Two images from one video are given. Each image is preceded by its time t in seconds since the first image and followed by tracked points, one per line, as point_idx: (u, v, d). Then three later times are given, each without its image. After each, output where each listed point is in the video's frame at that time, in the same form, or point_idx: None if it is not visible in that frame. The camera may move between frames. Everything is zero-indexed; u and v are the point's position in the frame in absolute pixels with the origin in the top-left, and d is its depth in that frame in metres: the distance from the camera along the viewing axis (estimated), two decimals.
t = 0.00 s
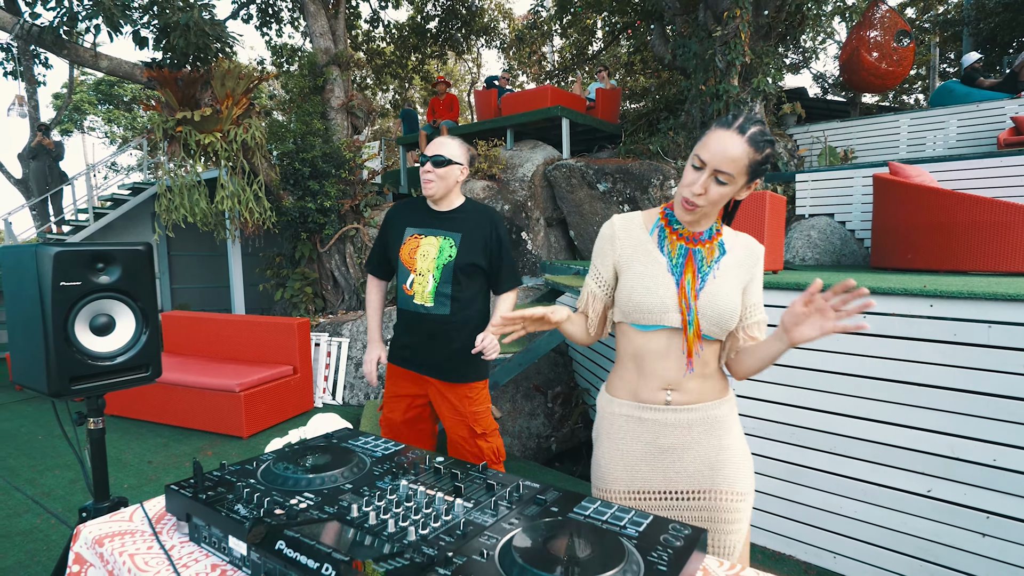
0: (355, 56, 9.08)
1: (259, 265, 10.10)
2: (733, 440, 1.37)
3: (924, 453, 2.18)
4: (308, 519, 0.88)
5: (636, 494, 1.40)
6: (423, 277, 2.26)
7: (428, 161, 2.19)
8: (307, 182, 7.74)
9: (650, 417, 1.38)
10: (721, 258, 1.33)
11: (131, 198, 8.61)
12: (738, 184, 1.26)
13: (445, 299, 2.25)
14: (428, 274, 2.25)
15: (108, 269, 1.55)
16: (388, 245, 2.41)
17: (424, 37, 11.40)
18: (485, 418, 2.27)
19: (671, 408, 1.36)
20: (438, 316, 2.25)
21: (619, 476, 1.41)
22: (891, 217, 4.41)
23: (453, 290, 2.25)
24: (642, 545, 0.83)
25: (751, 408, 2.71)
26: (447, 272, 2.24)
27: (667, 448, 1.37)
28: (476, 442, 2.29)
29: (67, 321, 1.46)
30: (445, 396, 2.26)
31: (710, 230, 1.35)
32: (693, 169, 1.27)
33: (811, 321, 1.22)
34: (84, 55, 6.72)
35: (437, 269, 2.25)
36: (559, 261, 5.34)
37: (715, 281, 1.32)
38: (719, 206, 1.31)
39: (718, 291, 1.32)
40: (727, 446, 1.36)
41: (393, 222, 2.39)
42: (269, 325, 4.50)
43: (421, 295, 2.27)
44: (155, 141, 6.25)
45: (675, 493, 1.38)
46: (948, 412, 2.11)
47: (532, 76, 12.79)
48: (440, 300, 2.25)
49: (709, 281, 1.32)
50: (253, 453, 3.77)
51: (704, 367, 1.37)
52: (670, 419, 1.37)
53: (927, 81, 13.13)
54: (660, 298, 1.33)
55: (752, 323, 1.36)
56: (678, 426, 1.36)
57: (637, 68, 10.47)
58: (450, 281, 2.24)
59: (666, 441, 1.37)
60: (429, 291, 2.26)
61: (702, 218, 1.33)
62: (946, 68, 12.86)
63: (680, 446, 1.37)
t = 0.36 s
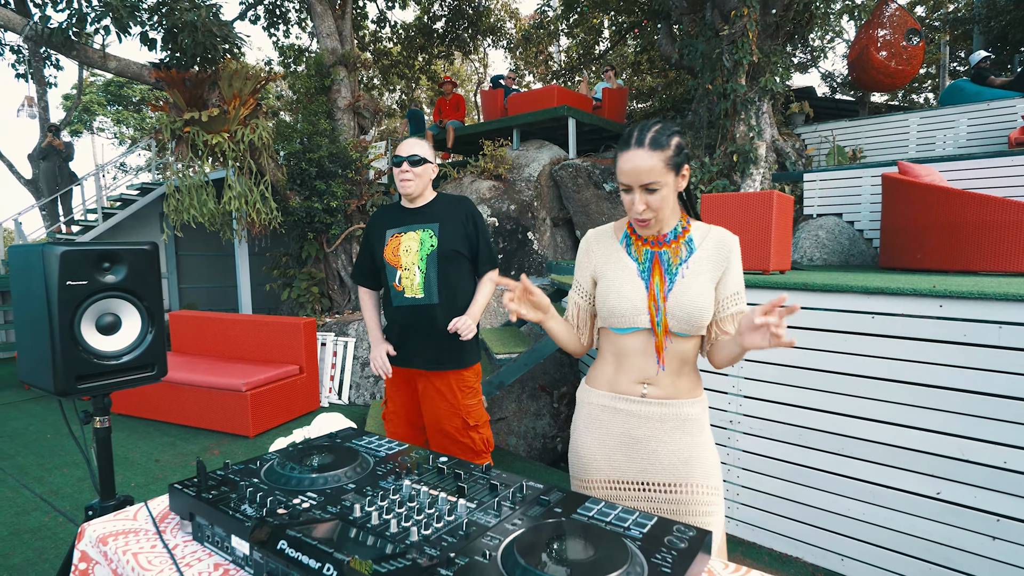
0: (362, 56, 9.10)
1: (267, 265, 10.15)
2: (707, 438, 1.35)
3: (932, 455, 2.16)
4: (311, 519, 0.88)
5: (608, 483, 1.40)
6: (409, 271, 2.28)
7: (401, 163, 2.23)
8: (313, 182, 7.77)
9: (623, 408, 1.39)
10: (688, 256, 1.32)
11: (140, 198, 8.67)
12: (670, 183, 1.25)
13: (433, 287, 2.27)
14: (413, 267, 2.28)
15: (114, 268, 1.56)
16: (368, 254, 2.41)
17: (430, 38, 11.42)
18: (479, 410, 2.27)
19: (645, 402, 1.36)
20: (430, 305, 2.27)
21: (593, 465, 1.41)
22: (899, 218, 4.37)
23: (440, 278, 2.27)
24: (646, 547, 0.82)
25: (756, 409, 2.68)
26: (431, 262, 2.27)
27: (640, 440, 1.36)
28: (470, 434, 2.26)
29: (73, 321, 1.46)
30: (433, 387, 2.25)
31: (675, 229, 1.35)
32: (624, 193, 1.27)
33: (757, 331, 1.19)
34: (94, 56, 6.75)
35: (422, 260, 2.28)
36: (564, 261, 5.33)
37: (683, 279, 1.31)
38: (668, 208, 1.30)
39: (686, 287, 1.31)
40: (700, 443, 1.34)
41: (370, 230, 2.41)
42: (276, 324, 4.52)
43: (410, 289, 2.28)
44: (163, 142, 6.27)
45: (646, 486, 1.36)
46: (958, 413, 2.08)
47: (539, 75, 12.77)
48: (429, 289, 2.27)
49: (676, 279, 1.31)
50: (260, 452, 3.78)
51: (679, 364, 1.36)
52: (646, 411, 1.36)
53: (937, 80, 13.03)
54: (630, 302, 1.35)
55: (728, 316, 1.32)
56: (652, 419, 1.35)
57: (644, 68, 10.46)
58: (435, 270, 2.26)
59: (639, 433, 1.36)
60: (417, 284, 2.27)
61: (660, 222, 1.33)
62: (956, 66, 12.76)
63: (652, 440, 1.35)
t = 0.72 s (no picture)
0: (368, 56, 9.12)
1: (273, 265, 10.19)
2: (704, 451, 1.29)
3: (939, 456, 2.14)
4: (311, 519, 0.88)
5: (608, 475, 1.45)
6: (421, 274, 2.32)
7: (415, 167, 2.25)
8: (319, 182, 7.79)
9: (621, 402, 1.42)
10: (665, 250, 1.31)
11: (147, 198, 8.72)
12: (627, 179, 1.27)
13: (442, 290, 2.28)
14: (424, 270, 2.31)
15: (118, 268, 1.57)
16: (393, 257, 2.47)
17: (436, 38, 11.43)
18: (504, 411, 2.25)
19: (639, 400, 1.38)
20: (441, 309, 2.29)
21: (595, 455, 1.47)
22: (907, 218, 4.34)
23: (450, 282, 2.28)
24: (646, 548, 0.82)
25: (760, 409, 2.67)
26: (440, 265, 2.29)
27: (636, 439, 1.38)
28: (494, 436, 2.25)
29: (77, 320, 1.47)
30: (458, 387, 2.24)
31: (655, 225, 1.35)
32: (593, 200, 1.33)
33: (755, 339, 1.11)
34: (102, 57, 6.80)
35: (431, 264, 2.30)
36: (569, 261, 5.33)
37: (655, 273, 1.31)
38: (636, 205, 1.31)
39: (657, 281, 1.30)
40: (695, 454, 1.30)
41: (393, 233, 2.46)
42: (281, 324, 4.53)
43: (421, 291, 2.33)
44: (170, 142, 6.31)
45: (640, 484, 1.38)
46: (965, 416, 2.06)
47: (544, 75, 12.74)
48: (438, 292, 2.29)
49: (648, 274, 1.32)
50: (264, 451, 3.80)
51: (672, 362, 1.32)
52: (643, 411, 1.37)
53: (946, 78, 12.91)
54: (608, 299, 1.46)
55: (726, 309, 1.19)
56: (646, 420, 1.36)
57: (650, 67, 10.42)
58: (444, 274, 2.28)
59: (636, 433, 1.38)
60: (428, 287, 2.31)
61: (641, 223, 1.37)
62: (966, 65, 12.63)
63: (646, 441, 1.36)
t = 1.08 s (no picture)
0: (373, 57, 9.14)
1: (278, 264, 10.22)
2: (740, 460, 1.28)
3: (945, 458, 2.12)
4: (308, 517, 0.88)
5: (636, 486, 1.43)
6: (454, 274, 2.32)
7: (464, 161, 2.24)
8: (324, 183, 7.81)
9: (652, 412, 1.39)
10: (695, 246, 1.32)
11: (154, 198, 8.78)
12: (681, 168, 1.27)
13: (471, 294, 2.28)
14: (457, 271, 2.31)
15: (120, 268, 1.58)
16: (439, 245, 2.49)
17: (441, 38, 11.44)
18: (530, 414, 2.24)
19: (669, 408, 1.35)
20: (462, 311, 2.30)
21: (623, 465, 1.45)
22: (914, 218, 4.31)
23: (477, 287, 2.26)
24: (643, 549, 0.82)
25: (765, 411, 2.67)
26: (472, 269, 2.27)
27: (666, 449, 1.36)
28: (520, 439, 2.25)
29: (80, 320, 1.48)
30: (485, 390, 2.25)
31: (686, 222, 1.35)
32: (635, 176, 1.31)
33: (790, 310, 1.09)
34: (108, 58, 6.85)
35: (463, 266, 2.29)
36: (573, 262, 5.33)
37: (686, 269, 1.30)
38: (679, 195, 1.30)
39: (690, 276, 1.29)
40: (730, 463, 1.28)
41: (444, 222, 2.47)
42: (286, 324, 4.55)
43: (453, 291, 2.33)
44: (176, 143, 6.34)
45: (671, 496, 1.36)
46: (972, 417, 2.04)
47: (550, 75, 12.72)
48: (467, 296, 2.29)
49: (674, 270, 1.32)
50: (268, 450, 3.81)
51: (702, 364, 1.30)
52: (673, 420, 1.34)
53: (955, 77, 12.80)
54: (625, 296, 1.44)
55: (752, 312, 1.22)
56: (678, 429, 1.34)
57: (656, 67, 10.39)
58: (474, 278, 2.27)
59: (666, 443, 1.36)
60: (458, 287, 2.31)
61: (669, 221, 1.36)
62: (976, 64, 12.50)
63: (678, 451, 1.34)
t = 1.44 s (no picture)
0: (377, 57, 9.16)
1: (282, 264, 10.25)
2: (799, 473, 1.19)
3: (947, 458, 2.10)
4: (304, 516, 0.88)
5: (683, 498, 1.35)
6: (461, 275, 2.30)
7: (478, 161, 2.21)
8: (328, 183, 7.84)
9: (704, 420, 1.31)
10: (776, 241, 1.18)
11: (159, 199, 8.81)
12: (746, 149, 1.13)
13: (480, 296, 2.27)
14: (465, 272, 2.29)
15: (122, 267, 1.59)
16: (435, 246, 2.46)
17: (445, 38, 11.45)
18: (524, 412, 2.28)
19: (722, 416, 1.27)
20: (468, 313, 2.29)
21: (670, 475, 1.37)
22: (917, 218, 4.28)
23: (488, 289, 2.26)
24: (639, 548, 0.81)
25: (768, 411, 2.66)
26: (483, 270, 2.26)
27: (719, 459, 1.27)
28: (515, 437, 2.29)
29: (82, 319, 1.49)
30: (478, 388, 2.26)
31: (770, 214, 1.22)
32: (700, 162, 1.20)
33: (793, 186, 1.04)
34: (113, 59, 6.88)
35: (474, 267, 2.28)
36: (576, 262, 5.33)
37: (756, 267, 1.19)
38: (753, 181, 1.17)
39: (757, 275, 1.18)
40: (788, 477, 1.19)
41: (441, 223, 2.44)
42: (289, 324, 4.56)
43: (458, 292, 2.31)
44: (180, 143, 6.36)
45: (721, 510, 1.28)
46: (975, 417, 2.02)
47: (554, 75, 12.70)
48: (476, 297, 2.28)
49: (749, 267, 1.20)
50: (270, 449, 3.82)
51: (755, 372, 1.22)
52: (726, 428, 1.26)
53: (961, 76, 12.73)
54: (695, 288, 1.32)
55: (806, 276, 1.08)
56: (731, 439, 1.25)
57: (661, 66, 10.36)
58: (484, 280, 2.26)
59: (720, 453, 1.27)
60: (466, 288, 2.29)
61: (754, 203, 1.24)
62: (982, 63, 12.42)
63: (730, 462, 1.26)
